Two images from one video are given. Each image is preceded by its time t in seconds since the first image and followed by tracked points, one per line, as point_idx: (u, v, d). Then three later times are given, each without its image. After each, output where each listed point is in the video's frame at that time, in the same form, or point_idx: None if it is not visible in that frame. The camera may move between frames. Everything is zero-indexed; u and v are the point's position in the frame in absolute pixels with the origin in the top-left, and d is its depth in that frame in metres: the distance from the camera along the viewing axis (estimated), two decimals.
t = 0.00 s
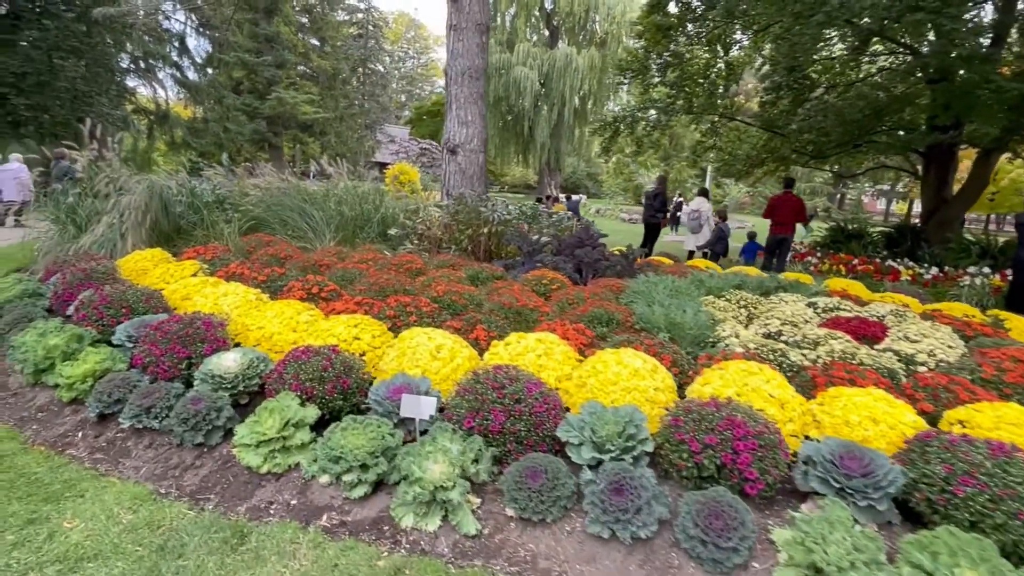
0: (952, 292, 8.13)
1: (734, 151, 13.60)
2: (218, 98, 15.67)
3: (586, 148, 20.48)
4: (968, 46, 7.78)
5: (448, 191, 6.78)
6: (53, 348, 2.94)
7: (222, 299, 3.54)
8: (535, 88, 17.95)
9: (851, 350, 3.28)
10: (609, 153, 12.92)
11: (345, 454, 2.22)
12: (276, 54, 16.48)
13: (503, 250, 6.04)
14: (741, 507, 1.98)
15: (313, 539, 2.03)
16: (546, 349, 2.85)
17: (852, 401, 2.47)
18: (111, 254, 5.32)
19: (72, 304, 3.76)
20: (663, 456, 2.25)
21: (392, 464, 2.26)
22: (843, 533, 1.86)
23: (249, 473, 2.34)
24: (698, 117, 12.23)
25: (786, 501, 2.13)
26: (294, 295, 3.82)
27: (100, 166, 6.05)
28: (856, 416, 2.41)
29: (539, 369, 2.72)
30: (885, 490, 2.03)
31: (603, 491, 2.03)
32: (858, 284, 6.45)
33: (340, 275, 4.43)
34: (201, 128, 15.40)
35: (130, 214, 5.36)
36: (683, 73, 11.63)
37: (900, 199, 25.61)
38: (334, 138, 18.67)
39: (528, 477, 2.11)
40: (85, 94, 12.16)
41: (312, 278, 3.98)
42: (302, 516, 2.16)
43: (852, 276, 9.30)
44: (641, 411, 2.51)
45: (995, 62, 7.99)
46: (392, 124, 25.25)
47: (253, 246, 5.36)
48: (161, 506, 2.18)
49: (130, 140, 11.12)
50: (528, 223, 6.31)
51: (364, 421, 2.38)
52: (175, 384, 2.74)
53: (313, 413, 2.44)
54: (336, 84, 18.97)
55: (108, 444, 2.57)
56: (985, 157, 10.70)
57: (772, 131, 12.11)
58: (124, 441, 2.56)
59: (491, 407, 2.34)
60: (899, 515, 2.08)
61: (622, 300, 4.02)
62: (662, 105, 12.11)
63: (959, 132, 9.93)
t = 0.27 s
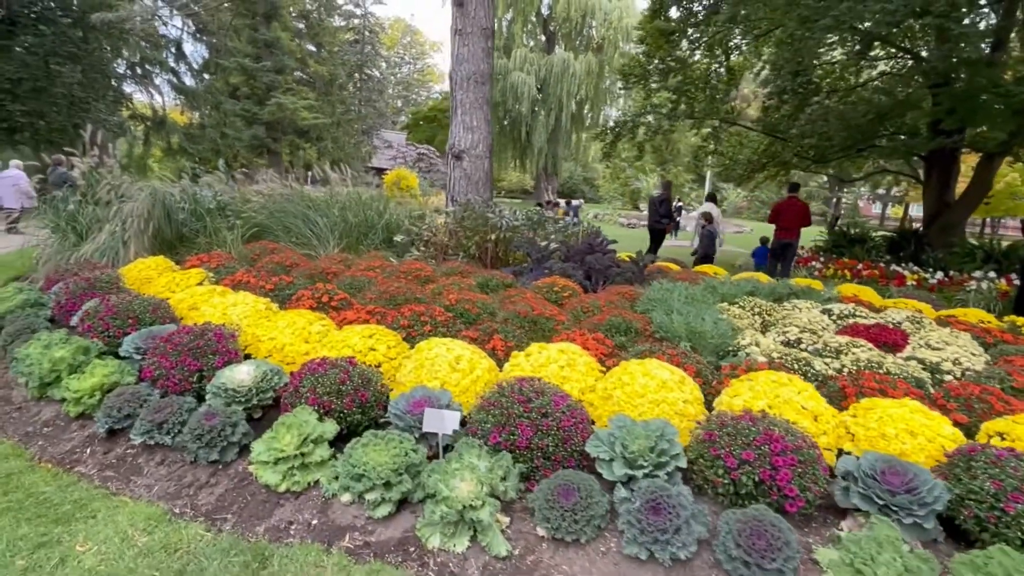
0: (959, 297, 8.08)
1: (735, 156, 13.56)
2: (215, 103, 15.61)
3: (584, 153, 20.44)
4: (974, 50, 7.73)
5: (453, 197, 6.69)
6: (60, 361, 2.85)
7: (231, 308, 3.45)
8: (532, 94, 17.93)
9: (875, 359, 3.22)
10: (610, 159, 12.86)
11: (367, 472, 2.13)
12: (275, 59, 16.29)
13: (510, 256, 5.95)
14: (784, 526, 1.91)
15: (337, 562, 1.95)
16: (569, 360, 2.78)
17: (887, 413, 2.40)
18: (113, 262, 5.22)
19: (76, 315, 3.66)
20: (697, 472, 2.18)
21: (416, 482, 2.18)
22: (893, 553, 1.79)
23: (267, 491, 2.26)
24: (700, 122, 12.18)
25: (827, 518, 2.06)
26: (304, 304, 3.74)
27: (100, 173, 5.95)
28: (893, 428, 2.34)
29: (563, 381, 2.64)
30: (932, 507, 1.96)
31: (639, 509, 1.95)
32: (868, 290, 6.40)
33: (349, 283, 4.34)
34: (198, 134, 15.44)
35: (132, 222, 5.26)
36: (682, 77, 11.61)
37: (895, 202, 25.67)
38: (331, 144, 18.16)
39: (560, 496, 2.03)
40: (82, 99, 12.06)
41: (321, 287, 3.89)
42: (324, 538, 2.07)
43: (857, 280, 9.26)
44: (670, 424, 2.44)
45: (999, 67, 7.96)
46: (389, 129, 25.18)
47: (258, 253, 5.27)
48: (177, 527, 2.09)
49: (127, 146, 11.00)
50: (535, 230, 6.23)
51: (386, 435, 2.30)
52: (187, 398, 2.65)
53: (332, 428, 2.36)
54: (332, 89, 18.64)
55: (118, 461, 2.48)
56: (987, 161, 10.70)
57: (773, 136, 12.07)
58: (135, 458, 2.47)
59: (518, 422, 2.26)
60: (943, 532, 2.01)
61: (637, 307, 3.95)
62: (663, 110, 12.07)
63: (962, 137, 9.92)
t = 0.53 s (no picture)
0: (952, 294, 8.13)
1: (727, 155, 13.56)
2: (200, 103, 15.54)
3: (574, 152, 20.42)
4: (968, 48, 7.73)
5: (449, 198, 6.58)
6: (53, 371, 2.75)
7: (229, 314, 3.35)
8: (521, 93, 17.89)
9: (885, 360, 3.20)
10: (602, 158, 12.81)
11: (380, 484, 2.07)
12: (263, 59, 15.92)
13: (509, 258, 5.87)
14: (811, 535, 1.87)
15: None
16: (581, 365, 2.72)
17: (906, 416, 2.37)
18: (103, 267, 5.09)
19: (67, 322, 3.55)
20: (720, 479, 2.14)
21: (431, 494, 2.12)
22: (924, 562, 1.75)
23: (275, 505, 2.18)
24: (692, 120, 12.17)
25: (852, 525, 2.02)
26: (303, 309, 3.65)
27: (88, 174, 5.80)
28: (913, 431, 2.31)
29: (576, 387, 2.59)
30: (959, 514, 1.93)
31: (663, 520, 1.91)
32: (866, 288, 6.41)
33: (347, 287, 4.25)
34: (184, 134, 15.42)
35: (122, 225, 5.13)
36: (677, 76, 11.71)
37: (880, 199, 25.95)
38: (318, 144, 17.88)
39: (581, 507, 1.98)
40: (65, 100, 11.87)
41: (320, 291, 3.81)
42: (337, 553, 2.00)
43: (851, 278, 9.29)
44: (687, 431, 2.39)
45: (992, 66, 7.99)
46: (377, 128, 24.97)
47: (252, 256, 5.16)
48: (183, 545, 2.01)
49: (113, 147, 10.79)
50: (532, 230, 6.16)
51: (397, 446, 2.23)
52: (188, 409, 2.57)
53: (342, 439, 2.29)
54: (319, 89, 18.45)
55: (117, 475, 2.39)
56: (977, 159, 10.81)
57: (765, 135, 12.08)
58: (135, 472, 2.38)
59: (534, 431, 2.21)
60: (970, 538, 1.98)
61: (642, 310, 3.90)
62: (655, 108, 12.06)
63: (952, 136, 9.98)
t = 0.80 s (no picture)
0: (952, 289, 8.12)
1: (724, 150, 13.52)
2: (193, 101, 15.36)
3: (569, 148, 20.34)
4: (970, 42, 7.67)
5: (447, 195, 6.48)
6: (50, 375, 2.67)
7: (229, 316, 3.28)
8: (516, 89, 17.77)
9: (897, 358, 3.16)
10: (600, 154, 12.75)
11: (391, 491, 2.01)
12: (257, 55, 15.80)
13: (509, 255, 5.80)
14: (834, 539, 1.83)
15: None
16: (591, 365, 2.68)
17: (924, 416, 2.34)
18: (98, 267, 5.00)
19: (64, 324, 3.47)
20: (737, 482, 2.10)
21: (443, 500, 2.06)
22: (951, 567, 1.72)
23: (282, 513, 2.12)
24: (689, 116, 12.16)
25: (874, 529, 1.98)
26: (305, 309, 3.58)
27: (81, 173, 5.70)
28: (931, 431, 2.28)
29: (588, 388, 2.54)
30: (984, 516, 1.89)
31: (683, 526, 1.86)
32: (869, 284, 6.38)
33: (348, 286, 4.18)
34: (177, 132, 15.28)
35: (118, 225, 5.04)
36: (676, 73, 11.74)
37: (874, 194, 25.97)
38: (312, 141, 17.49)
39: (598, 513, 1.93)
40: (56, 98, 11.71)
41: (321, 290, 3.74)
42: (347, 562, 1.94)
43: (850, 273, 9.28)
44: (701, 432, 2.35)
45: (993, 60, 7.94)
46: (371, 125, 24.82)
47: (250, 255, 5.07)
48: (188, 556, 1.95)
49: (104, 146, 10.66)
50: (533, 227, 6.09)
51: (407, 451, 2.18)
52: (190, 413, 2.50)
53: (349, 444, 2.23)
54: (313, 86, 18.05)
55: (117, 482, 2.32)
56: (975, 153, 10.81)
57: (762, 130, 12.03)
58: (136, 479, 2.31)
59: (548, 434, 2.16)
60: (994, 541, 1.95)
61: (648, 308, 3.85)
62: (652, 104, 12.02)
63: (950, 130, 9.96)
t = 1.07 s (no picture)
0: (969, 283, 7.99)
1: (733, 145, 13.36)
2: (198, 99, 15.30)
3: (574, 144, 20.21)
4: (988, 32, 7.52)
5: (456, 192, 6.38)
6: (58, 379, 2.61)
7: (238, 316, 3.21)
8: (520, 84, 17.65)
9: (924, 355, 3.08)
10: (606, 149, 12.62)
11: (411, 498, 1.94)
12: (262, 53, 15.76)
13: (520, 252, 5.71)
14: (876, 547, 1.75)
15: None
16: (612, 365, 2.60)
17: (961, 416, 2.25)
18: (105, 267, 4.94)
19: (71, 326, 3.42)
20: (770, 487, 2.03)
21: (465, 507, 1.99)
22: None
23: (299, 520, 2.05)
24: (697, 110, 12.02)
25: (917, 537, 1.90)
26: (315, 308, 3.52)
27: (87, 173, 5.65)
28: (969, 430, 2.19)
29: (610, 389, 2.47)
30: None
31: (716, 533, 1.79)
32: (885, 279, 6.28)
33: (358, 285, 4.10)
34: (182, 131, 15.25)
35: (124, 225, 4.97)
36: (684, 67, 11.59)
37: (881, 188, 25.73)
38: (317, 139, 17.20)
39: (627, 520, 1.86)
40: (62, 97, 11.72)
41: (331, 289, 3.67)
42: (367, 573, 1.87)
43: (863, 268, 9.16)
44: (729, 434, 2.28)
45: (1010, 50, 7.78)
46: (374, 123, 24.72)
47: (258, 254, 5.01)
48: (204, 566, 1.89)
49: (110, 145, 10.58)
50: (543, 224, 6.01)
51: (426, 456, 2.11)
52: (202, 417, 2.44)
53: (367, 448, 2.16)
54: (316, 83, 18.14)
55: (128, 488, 2.25)
56: (989, 145, 10.67)
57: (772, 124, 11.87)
58: (147, 486, 2.24)
59: (573, 438, 2.09)
60: None
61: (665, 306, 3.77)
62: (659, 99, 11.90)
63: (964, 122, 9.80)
